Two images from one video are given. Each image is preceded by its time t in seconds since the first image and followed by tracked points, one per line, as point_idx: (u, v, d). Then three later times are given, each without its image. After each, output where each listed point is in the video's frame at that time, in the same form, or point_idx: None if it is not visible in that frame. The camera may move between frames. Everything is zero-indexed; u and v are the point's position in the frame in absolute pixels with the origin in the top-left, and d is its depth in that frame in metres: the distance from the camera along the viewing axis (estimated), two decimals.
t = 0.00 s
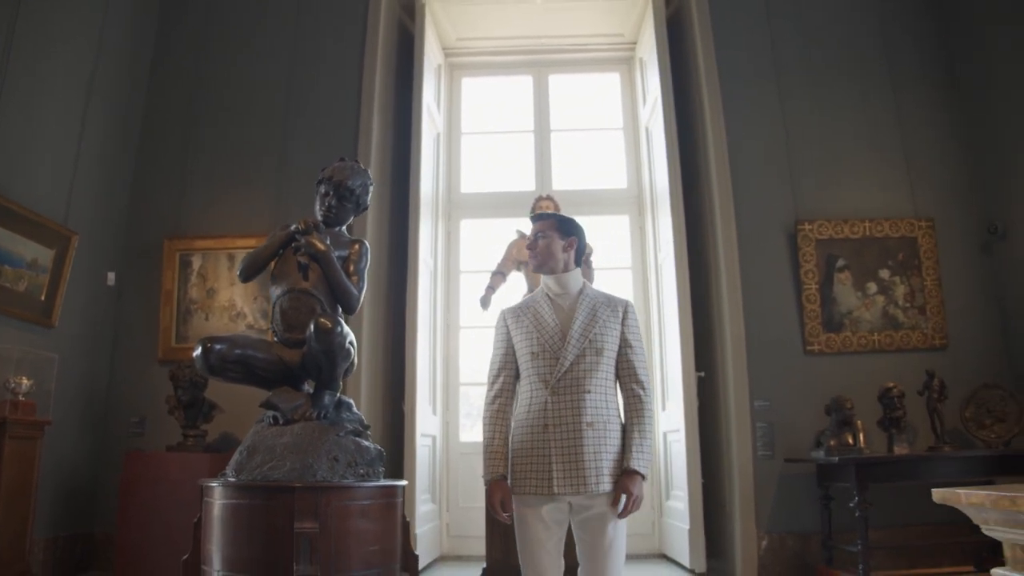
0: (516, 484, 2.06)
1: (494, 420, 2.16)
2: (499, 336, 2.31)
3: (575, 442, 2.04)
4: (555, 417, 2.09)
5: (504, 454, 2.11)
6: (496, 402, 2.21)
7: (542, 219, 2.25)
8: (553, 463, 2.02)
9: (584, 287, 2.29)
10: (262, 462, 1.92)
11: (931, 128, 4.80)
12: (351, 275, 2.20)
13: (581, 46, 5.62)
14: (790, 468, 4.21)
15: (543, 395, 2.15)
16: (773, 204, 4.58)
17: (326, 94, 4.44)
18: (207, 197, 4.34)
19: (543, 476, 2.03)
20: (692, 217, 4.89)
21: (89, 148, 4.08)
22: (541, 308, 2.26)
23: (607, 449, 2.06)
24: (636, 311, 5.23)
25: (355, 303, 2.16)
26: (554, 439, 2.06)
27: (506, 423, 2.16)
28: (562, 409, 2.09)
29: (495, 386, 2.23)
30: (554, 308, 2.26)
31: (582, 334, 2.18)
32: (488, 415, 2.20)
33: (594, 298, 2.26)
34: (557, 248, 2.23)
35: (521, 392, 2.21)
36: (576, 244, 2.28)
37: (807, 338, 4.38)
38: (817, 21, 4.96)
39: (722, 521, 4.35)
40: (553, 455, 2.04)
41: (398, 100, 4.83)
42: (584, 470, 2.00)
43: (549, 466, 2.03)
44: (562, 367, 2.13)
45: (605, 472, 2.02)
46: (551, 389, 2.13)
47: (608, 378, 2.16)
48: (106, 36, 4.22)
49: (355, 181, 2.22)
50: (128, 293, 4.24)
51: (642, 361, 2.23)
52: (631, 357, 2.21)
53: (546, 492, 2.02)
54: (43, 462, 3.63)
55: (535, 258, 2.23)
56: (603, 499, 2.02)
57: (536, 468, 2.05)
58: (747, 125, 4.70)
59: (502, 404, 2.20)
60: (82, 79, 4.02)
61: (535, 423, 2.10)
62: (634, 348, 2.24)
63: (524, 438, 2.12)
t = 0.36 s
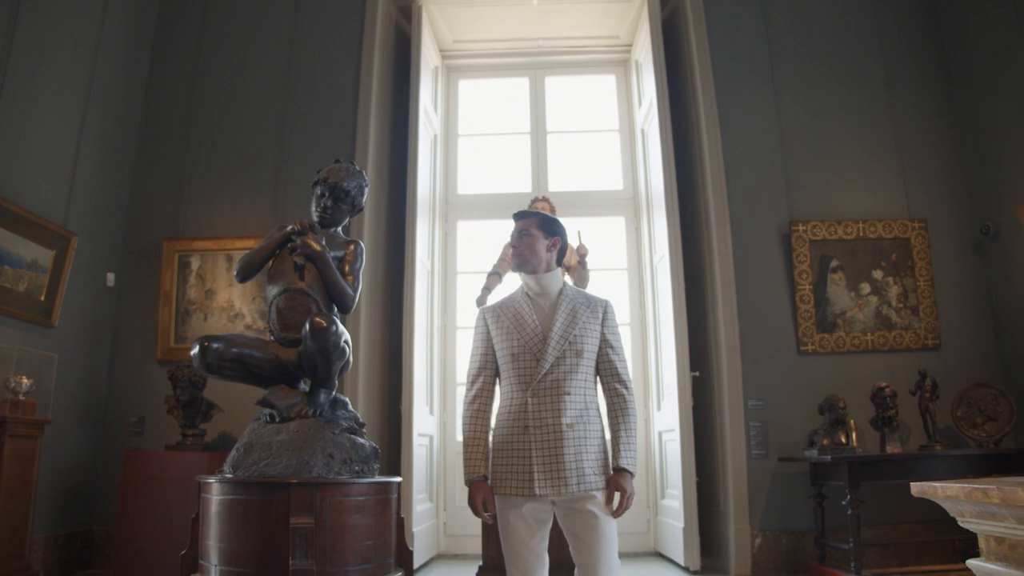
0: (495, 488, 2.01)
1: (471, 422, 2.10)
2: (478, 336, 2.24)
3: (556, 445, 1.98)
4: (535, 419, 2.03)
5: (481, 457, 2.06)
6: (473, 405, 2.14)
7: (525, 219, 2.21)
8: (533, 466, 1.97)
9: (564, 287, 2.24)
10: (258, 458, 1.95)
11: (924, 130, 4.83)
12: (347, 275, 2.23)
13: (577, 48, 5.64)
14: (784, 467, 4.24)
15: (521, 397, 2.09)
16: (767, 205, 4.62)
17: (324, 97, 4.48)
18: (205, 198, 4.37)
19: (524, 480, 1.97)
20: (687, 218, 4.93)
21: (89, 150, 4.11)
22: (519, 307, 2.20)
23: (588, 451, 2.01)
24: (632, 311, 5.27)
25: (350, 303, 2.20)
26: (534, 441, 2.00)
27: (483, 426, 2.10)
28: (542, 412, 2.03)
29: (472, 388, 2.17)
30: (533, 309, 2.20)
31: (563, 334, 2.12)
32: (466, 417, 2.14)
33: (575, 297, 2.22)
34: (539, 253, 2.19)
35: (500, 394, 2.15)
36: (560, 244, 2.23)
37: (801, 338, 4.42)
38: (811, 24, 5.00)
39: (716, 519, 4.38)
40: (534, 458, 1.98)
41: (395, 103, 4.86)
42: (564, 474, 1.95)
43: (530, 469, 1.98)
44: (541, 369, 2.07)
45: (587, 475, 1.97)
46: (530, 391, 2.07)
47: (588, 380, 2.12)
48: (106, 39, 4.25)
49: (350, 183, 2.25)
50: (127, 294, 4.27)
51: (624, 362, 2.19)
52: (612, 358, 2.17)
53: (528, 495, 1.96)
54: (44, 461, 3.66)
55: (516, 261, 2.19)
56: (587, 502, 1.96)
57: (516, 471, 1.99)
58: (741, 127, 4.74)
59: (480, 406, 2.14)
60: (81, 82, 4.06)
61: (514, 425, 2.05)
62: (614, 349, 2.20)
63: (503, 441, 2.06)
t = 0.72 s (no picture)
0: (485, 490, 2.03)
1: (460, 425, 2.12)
2: (465, 338, 2.26)
3: (545, 446, 2.01)
4: (523, 421, 2.05)
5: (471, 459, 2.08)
6: (461, 407, 2.17)
7: (516, 218, 2.20)
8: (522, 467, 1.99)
9: (550, 288, 2.28)
10: (258, 457, 1.99)
11: (918, 133, 4.88)
12: (344, 277, 2.27)
13: (574, 50, 5.67)
14: (778, 466, 4.29)
15: (510, 399, 2.11)
16: (761, 207, 4.66)
17: (322, 99, 4.51)
18: (205, 198, 4.41)
19: (513, 481, 2.00)
20: (683, 219, 4.98)
21: (89, 152, 4.15)
22: (507, 309, 2.22)
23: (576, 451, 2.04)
24: (628, 312, 5.31)
25: (347, 305, 2.24)
26: (523, 443, 2.02)
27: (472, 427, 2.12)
28: (530, 413, 2.06)
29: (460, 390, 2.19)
30: (520, 310, 2.22)
31: (549, 336, 2.15)
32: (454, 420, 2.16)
33: (560, 298, 2.25)
34: (528, 258, 2.21)
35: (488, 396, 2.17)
36: (549, 246, 2.29)
37: (795, 338, 4.46)
38: (806, 27, 5.04)
39: (711, 518, 4.43)
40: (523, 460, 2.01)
41: (393, 105, 4.90)
42: (552, 475, 1.98)
43: (519, 470, 2.00)
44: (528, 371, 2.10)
45: (577, 475, 2.00)
46: (518, 393, 2.09)
47: (575, 380, 2.15)
48: (106, 41, 4.28)
49: (347, 187, 2.29)
50: (127, 293, 4.30)
51: (609, 361, 2.22)
52: (598, 359, 2.20)
53: (518, 497, 1.98)
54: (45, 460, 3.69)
55: (505, 260, 2.22)
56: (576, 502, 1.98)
57: (506, 473, 2.02)
58: (736, 130, 4.78)
59: (468, 408, 2.17)
60: (82, 84, 4.09)
61: (503, 427, 2.07)
62: (599, 348, 2.24)
63: (492, 443, 2.09)
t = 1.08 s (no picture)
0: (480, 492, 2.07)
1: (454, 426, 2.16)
2: (461, 339, 2.29)
3: (540, 451, 2.04)
4: (517, 424, 2.09)
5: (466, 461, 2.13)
6: (457, 409, 2.20)
7: (523, 219, 2.23)
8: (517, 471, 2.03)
9: (546, 289, 2.29)
10: (259, 456, 2.04)
11: (910, 136, 4.93)
12: (343, 281, 2.30)
13: (570, 53, 5.71)
14: (771, 465, 4.34)
15: (504, 403, 2.15)
16: (755, 209, 4.71)
17: (320, 101, 4.55)
18: (204, 199, 4.45)
19: (507, 484, 2.04)
20: (678, 221, 5.03)
21: (90, 154, 4.19)
22: (503, 312, 2.25)
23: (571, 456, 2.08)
24: (623, 312, 5.36)
25: (346, 308, 2.28)
26: (517, 447, 2.06)
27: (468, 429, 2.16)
28: (524, 417, 2.09)
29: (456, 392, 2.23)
30: (514, 313, 2.25)
31: (545, 339, 2.17)
32: (450, 421, 2.20)
33: (557, 298, 2.27)
34: (537, 258, 2.23)
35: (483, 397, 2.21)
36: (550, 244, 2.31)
37: (788, 339, 4.51)
38: (801, 30, 5.09)
39: (705, 516, 4.48)
40: (518, 464, 2.04)
41: (391, 107, 4.94)
42: (547, 480, 2.02)
43: (513, 474, 2.04)
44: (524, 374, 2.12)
45: (571, 480, 2.03)
46: (513, 396, 2.12)
47: (570, 383, 2.18)
48: (106, 44, 4.32)
49: (346, 193, 2.34)
50: (127, 294, 4.34)
51: (606, 362, 2.25)
52: (594, 360, 2.23)
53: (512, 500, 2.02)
54: (47, 459, 3.73)
55: (514, 260, 2.23)
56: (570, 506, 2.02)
57: (500, 476, 2.06)
58: (730, 133, 4.83)
59: (463, 408, 2.20)
60: (82, 86, 4.13)
61: (497, 430, 2.10)
62: (595, 349, 2.26)
63: (487, 445, 2.13)
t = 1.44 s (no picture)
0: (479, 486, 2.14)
1: (456, 419, 2.23)
2: (467, 333, 2.34)
3: (538, 449, 2.09)
4: (518, 421, 2.13)
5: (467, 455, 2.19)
6: (461, 402, 2.26)
7: (540, 212, 2.24)
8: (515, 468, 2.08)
9: (553, 283, 2.31)
10: (263, 456, 2.09)
11: (902, 140, 4.99)
12: (342, 287, 2.35)
13: (565, 56, 5.76)
14: (763, 466, 4.40)
15: (506, 399, 2.19)
16: (749, 213, 4.78)
17: (319, 104, 4.59)
18: (204, 201, 4.49)
19: (506, 480, 2.09)
20: (672, 224, 5.09)
21: (91, 157, 4.23)
22: (507, 307, 2.29)
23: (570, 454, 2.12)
24: (618, 314, 5.43)
25: (346, 313, 2.32)
26: (517, 444, 2.11)
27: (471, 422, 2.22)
28: (525, 414, 2.14)
29: (460, 386, 2.28)
30: (518, 308, 2.29)
31: (548, 336, 2.19)
32: (454, 415, 2.25)
33: (563, 294, 2.29)
34: (556, 251, 2.25)
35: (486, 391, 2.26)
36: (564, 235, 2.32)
37: (781, 341, 4.57)
38: (794, 35, 5.15)
39: (698, 516, 4.54)
40: (517, 461, 2.10)
41: (388, 110, 4.98)
42: (545, 478, 2.06)
43: (512, 470, 2.10)
44: (525, 371, 2.16)
45: (569, 480, 2.07)
46: (515, 393, 2.17)
47: (573, 380, 2.21)
48: (107, 48, 4.36)
49: (346, 202, 2.39)
50: (127, 295, 4.38)
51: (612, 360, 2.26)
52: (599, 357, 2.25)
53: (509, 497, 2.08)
54: (48, 459, 3.78)
55: (534, 255, 2.23)
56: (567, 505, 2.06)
57: (499, 472, 2.11)
58: (724, 137, 4.89)
59: (466, 402, 2.26)
60: (83, 90, 4.17)
61: (499, 426, 2.16)
62: (601, 346, 2.28)
63: (488, 440, 2.19)
